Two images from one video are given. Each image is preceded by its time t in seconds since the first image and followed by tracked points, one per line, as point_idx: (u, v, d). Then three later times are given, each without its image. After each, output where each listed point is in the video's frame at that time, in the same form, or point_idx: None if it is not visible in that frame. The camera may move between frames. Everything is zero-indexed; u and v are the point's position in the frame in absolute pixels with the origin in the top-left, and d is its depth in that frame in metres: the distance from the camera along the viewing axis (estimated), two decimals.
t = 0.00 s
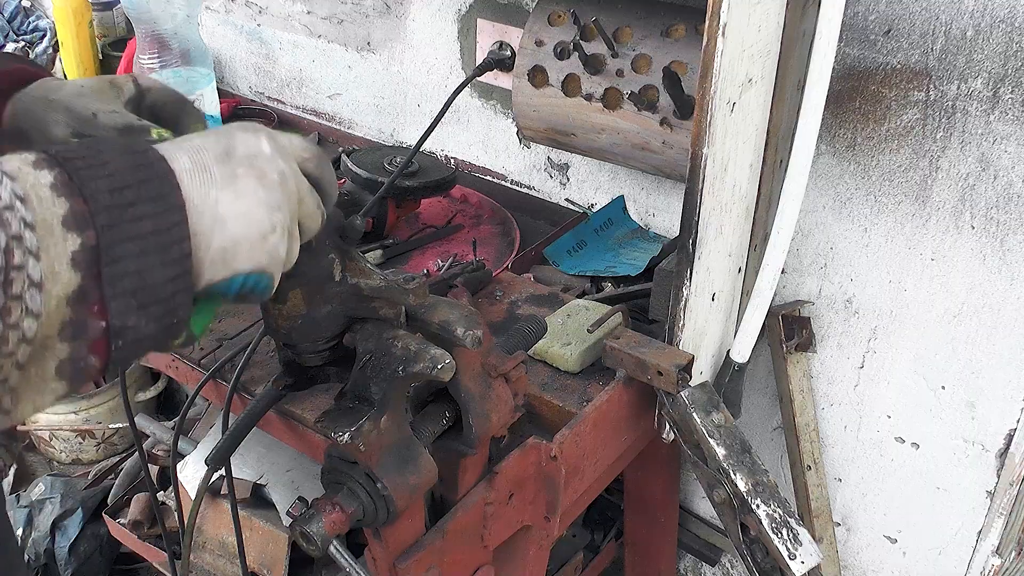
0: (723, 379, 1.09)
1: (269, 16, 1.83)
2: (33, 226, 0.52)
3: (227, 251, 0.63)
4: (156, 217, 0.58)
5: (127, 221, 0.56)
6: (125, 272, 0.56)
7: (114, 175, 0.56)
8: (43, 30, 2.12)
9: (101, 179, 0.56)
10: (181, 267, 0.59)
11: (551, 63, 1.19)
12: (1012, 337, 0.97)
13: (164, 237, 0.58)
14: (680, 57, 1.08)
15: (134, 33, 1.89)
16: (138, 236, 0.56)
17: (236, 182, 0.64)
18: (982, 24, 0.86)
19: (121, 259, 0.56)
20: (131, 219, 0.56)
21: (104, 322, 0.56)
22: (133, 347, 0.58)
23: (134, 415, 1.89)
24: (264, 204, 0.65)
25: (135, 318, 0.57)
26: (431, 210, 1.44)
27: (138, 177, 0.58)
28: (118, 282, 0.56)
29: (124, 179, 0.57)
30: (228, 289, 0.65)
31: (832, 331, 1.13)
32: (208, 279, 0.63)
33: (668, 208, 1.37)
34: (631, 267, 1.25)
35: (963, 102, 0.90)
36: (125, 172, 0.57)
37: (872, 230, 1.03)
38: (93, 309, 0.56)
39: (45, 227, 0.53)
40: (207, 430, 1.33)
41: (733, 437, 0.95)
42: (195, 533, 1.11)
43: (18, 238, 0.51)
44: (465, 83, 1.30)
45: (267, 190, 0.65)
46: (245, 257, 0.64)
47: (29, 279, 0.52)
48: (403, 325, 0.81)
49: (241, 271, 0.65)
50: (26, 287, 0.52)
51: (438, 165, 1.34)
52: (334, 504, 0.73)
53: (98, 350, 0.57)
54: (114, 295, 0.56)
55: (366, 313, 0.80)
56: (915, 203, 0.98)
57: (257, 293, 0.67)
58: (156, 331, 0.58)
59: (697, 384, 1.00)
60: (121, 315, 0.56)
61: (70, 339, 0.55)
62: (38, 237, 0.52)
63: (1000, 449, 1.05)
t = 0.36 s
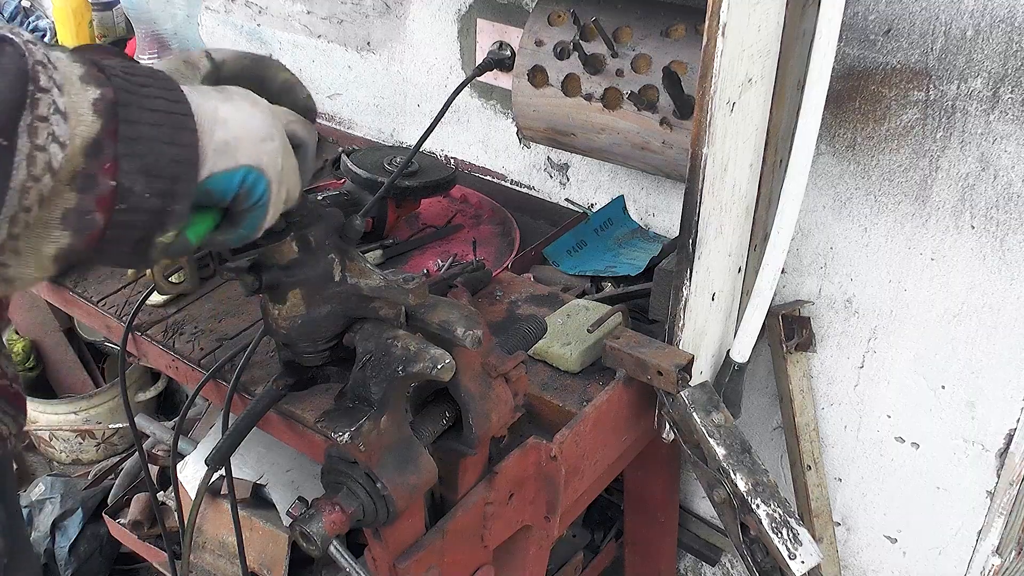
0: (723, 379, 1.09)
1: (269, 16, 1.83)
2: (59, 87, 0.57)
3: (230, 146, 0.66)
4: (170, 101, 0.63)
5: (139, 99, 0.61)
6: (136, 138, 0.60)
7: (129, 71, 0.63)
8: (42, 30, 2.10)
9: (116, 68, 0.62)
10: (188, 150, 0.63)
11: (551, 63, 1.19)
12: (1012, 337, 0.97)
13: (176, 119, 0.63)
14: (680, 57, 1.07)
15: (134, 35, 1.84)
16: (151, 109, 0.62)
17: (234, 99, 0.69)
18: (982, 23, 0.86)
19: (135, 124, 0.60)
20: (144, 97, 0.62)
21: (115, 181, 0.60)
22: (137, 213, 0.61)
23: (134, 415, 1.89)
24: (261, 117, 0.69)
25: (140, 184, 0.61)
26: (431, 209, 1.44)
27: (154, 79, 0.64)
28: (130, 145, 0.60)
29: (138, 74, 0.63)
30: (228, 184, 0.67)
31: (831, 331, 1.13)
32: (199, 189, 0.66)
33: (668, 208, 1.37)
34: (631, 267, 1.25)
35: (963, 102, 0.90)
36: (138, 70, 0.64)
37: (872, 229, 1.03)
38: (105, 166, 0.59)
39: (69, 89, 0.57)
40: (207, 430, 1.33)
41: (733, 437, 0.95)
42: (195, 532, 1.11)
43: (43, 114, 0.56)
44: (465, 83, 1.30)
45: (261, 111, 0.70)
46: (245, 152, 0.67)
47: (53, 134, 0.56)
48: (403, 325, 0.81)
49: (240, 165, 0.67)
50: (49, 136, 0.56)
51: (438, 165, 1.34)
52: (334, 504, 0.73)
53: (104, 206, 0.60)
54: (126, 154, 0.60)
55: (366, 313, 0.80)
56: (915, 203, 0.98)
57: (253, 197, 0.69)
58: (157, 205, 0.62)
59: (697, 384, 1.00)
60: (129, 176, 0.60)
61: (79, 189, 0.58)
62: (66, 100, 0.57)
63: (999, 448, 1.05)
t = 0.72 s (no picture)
0: (723, 379, 1.09)
1: (269, 15, 1.82)
2: (64, 51, 0.55)
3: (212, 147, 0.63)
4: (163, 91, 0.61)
5: (134, 79, 0.60)
6: (121, 115, 0.58)
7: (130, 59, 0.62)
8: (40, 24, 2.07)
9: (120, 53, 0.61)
10: (172, 138, 0.61)
11: (551, 63, 1.19)
12: (1012, 336, 0.97)
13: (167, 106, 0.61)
14: (680, 56, 1.07)
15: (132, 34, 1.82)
16: (143, 91, 0.60)
17: (228, 102, 0.66)
18: (981, 23, 0.86)
19: (123, 101, 0.58)
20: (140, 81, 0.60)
21: (94, 151, 0.56)
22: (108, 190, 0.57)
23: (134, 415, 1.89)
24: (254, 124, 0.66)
25: (115, 159, 0.57)
26: (430, 209, 1.44)
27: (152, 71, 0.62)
28: (114, 118, 0.57)
29: (140, 62, 0.62)
30: (195, 182, 0.63)
31: (831, 330, 1.14)
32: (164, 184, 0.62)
33: (668, 208, 1.37)
34: (631, 266, 1.25)
35: (963, 101, 0.90)
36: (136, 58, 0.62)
37: (872, 229, 1.03)
38: (89, 133, 0.56)
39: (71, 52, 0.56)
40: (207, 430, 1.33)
41: (733, 436, 0.95)
42: (195, 532, 1.11)
43: (42, 67, 0.54)
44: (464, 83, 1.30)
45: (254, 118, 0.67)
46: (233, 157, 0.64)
47: (49, 82, 0.54)
48: (402, 324, 0.81)
49: (210, 165, 0.63)
50: (44, 91, 0.54)
51: (438, 165, 1.34)
52: (334, 504, 0.72)
53: (77, 173, 0.56)
54: (110, 126, 0.57)
55: (365, 313, 0.80)
56: (915, 202, 0.98)
57: (219, 200, 0.65)
58: (126, 184, 0.58)
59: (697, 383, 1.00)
60: (106, 149, 0.57)
61: (60, 149, 0.55)
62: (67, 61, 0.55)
63: (999, 447, 1.05)
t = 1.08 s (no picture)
0: (723, 379, 1.09)
1: (269, 16, 1.83)
2: (69, 54, 0.55)
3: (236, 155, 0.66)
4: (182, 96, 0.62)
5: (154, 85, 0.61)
6: (147, 122, 0.59)
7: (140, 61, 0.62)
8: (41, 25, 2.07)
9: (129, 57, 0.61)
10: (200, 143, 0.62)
11: (551, 63, 1.19)
12: (1012, 336, 0.97)
13: (186, 110, 0.62)
14: (680, 57, 1.07)
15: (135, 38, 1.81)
16: (162, 96, 0.61)
17: (247, 106, 0.69)
18: (981, 23, 0.86)
19: (147, 108, 0.59)
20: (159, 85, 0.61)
21: (124, 161, 0.58)
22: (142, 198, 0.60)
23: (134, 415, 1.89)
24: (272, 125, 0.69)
25: (147, 167, 0.59)
26: (430, 209, 1.44)
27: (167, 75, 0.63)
28: (140, 126, 0.58)
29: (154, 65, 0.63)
30: (240, 190, 0.66)
31: (831, 330, 1.14)
32: (209, 193, 0.65)
33: (668, 208, 1.37)
34: (631, 267, 1.25)
35: (963, 102, 0.90)
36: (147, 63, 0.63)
37: (872, 229, 1.03)
38: (116, 144, 0.57)
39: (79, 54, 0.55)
40: (207, 431, 1.33)
41: (733, 437, 0.95)
42: (195, 533, 1.11)
43: (49, 68, 0.53)
44: (464, 83, 1.30)
45: (272, 121, 0.70)
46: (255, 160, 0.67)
47: (57, 85, 0.53)
48: (402, 325, 0.81)
49: (252, 171, 0.66)
50: (53, 93, 0.53)
51: (438, 165, 1.34)
52: (334, 504, 0.72)
53: (111, 184, 0.58)
54: (136, 134, 0.58)
55: (366, 313, 0.80)
56: (915, 202, 0.98)
57: (260, 206, 0.68)
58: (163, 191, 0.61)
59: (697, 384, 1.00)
60: (137, 158, 0.58)
61: (91, 164, 0.56)
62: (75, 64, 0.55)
63: (999, 448, 1.05)
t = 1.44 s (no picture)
0: (723, 379, 1.09)
1: (269, 16, 1.83)
2: None
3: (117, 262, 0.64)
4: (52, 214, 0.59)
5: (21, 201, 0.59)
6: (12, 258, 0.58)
7: (20, 158, 0.59)
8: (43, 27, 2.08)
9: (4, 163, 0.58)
10: (81, 253, 0.61)
11: (551, 63, 1.19)
12: (1012, 336, 0.97)
13: (61, 229, 0.60)
14: (680, 57, 1.07)
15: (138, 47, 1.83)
16: (30, 221, 0.58)
17: (157, 180, 0.67)
18: (981, 23, 0.86)
19: (9, 245, 0.58)
20: (29, 204, 0.59)
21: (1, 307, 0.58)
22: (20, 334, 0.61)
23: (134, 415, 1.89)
24: (184, 194, 0.66)
25: (13, 307, 0.59)
26: (430, 210, 1.44)
27: (58, 176, 0.61)
28: None
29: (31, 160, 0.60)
30: (148, 284, 0.66)
31: (831, 331, 1.14)
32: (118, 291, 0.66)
33: (668, 208, 1.37)
34: (631, 267, 1.24)
35: (963, 102, 0.90)
36: (35, 158, 0.60)
37: (872, 229, 1.03)
38: None
39: None
40: (207, 430, 1.33)
41: (733, 437, 0.94)
42: (195, 533, 1.11)
43: None
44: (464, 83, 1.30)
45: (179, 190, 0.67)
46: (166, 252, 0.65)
47: None
48: (402, 325, 0.81)
49: (155, 264, 0.65)
50: None
51: (437, 166, 1.34)
52: (334, 504, 0.72)
53: None
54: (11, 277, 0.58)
55: (366, 313, 0.80)
56: (915, 203, 0.98)
57: (180, 290, 0.67)
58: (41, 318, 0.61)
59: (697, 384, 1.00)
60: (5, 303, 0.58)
61: None
62: None
63: (999, 448, 1.05)
